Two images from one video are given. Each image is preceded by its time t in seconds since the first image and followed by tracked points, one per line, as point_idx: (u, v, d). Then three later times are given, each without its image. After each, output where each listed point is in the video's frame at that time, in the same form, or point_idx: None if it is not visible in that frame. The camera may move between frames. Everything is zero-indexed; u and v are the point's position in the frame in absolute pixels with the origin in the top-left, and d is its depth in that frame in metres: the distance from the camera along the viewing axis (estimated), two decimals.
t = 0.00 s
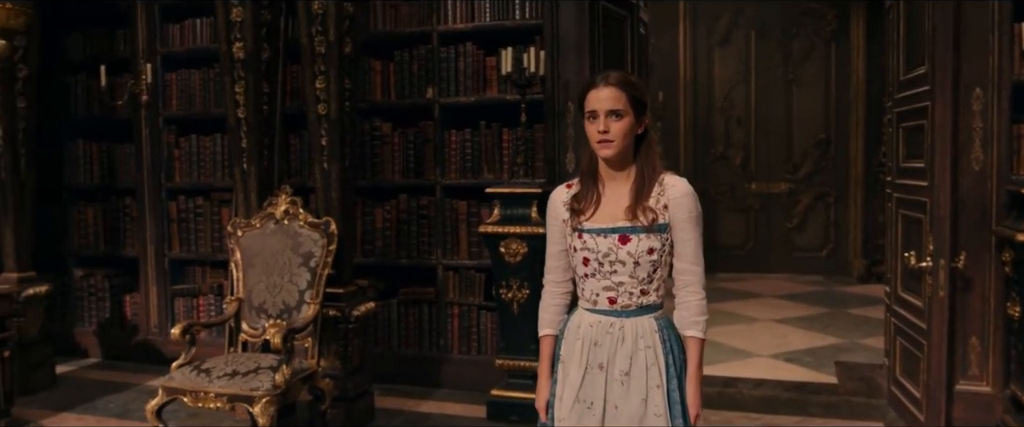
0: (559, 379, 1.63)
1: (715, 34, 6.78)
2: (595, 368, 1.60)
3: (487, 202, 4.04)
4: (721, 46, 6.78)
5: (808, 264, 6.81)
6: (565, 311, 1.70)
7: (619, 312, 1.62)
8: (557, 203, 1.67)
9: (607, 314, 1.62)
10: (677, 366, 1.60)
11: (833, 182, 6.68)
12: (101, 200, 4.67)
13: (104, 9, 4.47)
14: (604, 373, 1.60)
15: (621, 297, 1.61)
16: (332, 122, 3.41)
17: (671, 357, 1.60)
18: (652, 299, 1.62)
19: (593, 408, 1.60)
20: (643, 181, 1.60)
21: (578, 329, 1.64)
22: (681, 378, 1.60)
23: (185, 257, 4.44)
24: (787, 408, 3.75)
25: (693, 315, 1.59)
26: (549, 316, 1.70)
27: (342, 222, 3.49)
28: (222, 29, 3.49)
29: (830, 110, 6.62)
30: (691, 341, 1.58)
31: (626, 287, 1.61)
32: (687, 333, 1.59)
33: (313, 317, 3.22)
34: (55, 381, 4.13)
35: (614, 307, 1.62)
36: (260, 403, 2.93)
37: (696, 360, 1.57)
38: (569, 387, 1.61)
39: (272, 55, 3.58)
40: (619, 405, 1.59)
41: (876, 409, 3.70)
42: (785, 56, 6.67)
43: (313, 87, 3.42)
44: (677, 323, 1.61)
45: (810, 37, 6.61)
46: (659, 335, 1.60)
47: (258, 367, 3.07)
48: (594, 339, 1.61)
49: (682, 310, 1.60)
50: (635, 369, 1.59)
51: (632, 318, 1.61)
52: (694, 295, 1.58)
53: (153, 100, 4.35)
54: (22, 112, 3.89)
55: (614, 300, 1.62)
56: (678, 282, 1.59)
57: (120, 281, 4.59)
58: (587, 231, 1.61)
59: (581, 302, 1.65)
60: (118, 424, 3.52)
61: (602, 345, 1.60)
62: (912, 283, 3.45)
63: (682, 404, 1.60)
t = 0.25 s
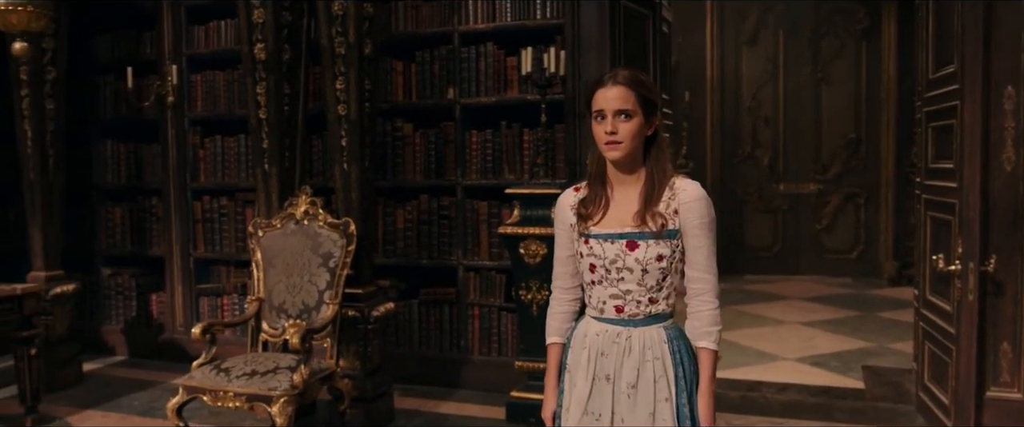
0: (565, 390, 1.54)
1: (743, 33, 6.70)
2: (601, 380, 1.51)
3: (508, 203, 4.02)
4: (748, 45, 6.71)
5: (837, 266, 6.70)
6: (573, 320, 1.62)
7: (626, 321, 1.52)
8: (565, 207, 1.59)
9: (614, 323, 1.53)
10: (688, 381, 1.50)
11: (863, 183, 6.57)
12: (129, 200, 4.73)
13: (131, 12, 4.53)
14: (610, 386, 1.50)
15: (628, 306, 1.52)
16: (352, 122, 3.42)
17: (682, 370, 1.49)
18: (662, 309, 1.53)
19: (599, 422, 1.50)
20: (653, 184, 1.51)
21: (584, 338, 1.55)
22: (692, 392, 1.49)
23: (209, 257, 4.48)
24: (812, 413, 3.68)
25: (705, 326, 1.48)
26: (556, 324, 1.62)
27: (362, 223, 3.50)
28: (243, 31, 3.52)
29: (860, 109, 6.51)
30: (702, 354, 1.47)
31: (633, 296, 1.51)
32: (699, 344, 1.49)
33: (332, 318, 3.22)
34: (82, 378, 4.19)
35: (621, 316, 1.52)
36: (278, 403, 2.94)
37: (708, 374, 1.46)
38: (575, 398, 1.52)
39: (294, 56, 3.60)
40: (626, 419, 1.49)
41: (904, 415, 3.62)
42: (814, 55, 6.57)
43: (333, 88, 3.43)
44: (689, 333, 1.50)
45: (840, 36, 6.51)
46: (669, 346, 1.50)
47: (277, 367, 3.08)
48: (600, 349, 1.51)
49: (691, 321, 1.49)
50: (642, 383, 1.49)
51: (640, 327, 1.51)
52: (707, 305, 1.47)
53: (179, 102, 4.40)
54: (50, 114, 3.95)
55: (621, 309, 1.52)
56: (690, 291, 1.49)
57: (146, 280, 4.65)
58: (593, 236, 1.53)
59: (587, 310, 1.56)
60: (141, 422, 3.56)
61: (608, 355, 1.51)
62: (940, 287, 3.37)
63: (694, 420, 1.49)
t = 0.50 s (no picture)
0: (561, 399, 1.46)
1: (769, 30, 6.61)
2: (599, 389, 1.43)
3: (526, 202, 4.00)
4: (774, 42, 6.62)
5: (866, 267, 6.59)
6: (572, 325, 1.54)
7: (626, 327, 1.44)
8: (564, 206, 1.52)
9: (613, 328, 1.44)
10: (691, 390, 1.41)
11: (892, 182, 6.44)
12: (153, 199, 4.78)
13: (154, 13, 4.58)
14: (609, 395, 1.42)
15: (628, 311, 1.43)
16: (368, 122, 3.42)
17: (685, 379, 1.41)
18: (665, 314, 1.44)
19: None
20: (655, 183, 1.44)
21: (582, 345, 1.47)
22: (695, 403, 1.41)
23: (231, 256, 4.52)
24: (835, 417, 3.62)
25: (709, 332, 1.39)
26: (554, 329, 1.54)
27: (378, 222, 3.50)
28: (261, 31, 3.53)
29: (890, 107, 6.38)
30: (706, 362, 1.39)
31: (633, 300, 1.43)
32: (704, 352, 1.40)
33: (348, 317, 3.23)
34: (106, 376, 4.24)
35: (620, 321, 1.44)
36: (292, 402, 2.95)
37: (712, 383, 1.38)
38: (571, 408, 1.44)
39: (311, 56, 3.61)
40: None
41: (929, 419, 3.54)
42: (842, 53, 6.46)
43: (350, 88, 3.43)
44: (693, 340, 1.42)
45: (869, 32, 6.39)
46: (671, 353, 1.42)
47: (292, 366, 3.09)
48: (598, 356, 1.43)
49: (696, 327, 1.41)
50: (643, 392, 1.40)
51: (640, 334, 1.43)
52: (712, 310, 1.39)
53: (200, 102, 4.43)
54: (74, 114, 4.00)
55: (621, 314, 1.44)
56: (694, 296, 1.41)
57: (170, 278, 4.70)
58: (592, 237, 1.46)
59: (586, 314, 1.48)
60: (161, 419, 3.59)
61: (607, 363, 1.43)
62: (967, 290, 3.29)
63: None
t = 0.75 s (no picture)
0: (557, 407, 1.41)
1: (802, 27, 6.51)
2: (596, 397, 1.37)
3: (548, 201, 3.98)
4: (807, 39, 6.51)
5: (901, 268, 6.44)
6: (569, 329, 1.48)
7: (624, 332, 1.38)
8: (560, 205, 1.46)
9: (611, 333, 1.39)
10: (692, 398, 1.35)
11: (929, 181, 6.28)
12: (182, 198, 4.84)
13: (182, 14, 4.63)
14: (606, 403, 1.36)
15: (626, 314, 1.38)
16: (388, 121, 3.42)
17: (686, 387, 1.35)
18: (665, 317, 1.38)
19: None
20: (655, 179, 1.38)
21: (578, 350, 1.41)
22: (697, 412, 1.35)
23: (257, 254, 4.56)
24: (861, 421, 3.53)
25: (713, 338, 1.33)
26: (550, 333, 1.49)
27: (397, 220, 3.50)
28: (283, 31, 3.56)
29: (926, 105, 6.21)
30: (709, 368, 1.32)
31: (632, 303, 1.37)
32: (707, 359, 1.33)
33: (366, 314, 3.24)
34: (134, 371, 4.31)
35: (618, 325, 1.38)
36: (309, 398, 2.96)
37: (715, 393, 1.31)
38: (567, 417, 1.38)
39: (332, 56, 3.62)
40: None
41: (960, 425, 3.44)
42: (876, 50, 6.32)
43: (370, 86, 3.44)
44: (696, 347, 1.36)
45: (905, 28, 6.24)
46: (672, 360, 1.36)
47: (311, 363, 3.11)
48: (595, 363, 1.38)
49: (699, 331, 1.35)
50: (641, 400, 1.35)
51: (639, 339, 1.37)
52: (717, 315, 1.33)
53: (227, 101, 4.48)
54: (103, 114, 4.07)
55: (619, 318, 1.38)
56: (698, 298, 1.35)
57: (198, 276, 4.76)
58: (589, 236, 1.40)
59: (582, 318, 1.42)
60: (185, 415, 3.63)
61: (604, 370, 1.37)
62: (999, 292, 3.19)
63: None
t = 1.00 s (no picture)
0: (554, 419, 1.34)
1: (842, 25, 6.37)
2: (594, 408, 1.30)
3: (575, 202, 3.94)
4: (848, 38, 6.37)
5: (946, 272, 6.25)
6: (566, 337, 1.41)
7: (624, 339, 1.31)
8: (557, 207, 1.40)
9: (610, 340, 1.32)
10: (695, 411, 1.28)
11: (975, 183, 6.09)
12: (218, 198, 4.92)
13: (217, 17, 4.70)
14: (604, 415, 1.29)
15: (626, 320, 1.31)
16: (414, 121, 3.44)
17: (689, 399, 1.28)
18: (667, 324, 1.31)
19: None
20: (655, 178, 1.31)
21: (576, 360, 1.34)
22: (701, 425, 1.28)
23: (289, 253, 4.61)
24: None
25: (717, 345, 1.25)
26: (547, 342, 1.42)
27: (422, 221, 3.51)
28: (311, 32, 3.59)
29: (972, 104, 6.02)
30: (713, 377, 1.24)
31: (631, 308, 1.30)
32: (710, 368, 1.25)
33: (390, 314, 3.24)
34: (169, 368, 4.39)
35: (617, 332, 1.31)
36: (332, 397, 2.98)
37: (719, 404, 1.23)
38: None
39: (359, 57, 3.65)
40: None
41: None
42: (920, 48, 6.15)
43: (395, 86, 3.45)
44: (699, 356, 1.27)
45: (950, 25, 6.06)
46: (674, 370, 1.29)
47: (334, 362, 3.13)
48: (594, 372, 1.31)
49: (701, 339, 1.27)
50: (641, 412, 1.27)
51: (639, 347, 1.30)
52: (720, 321, 1.24)
53: (260, 103, 4.54)
54: (140, 115, 4.16)
55: (618, 324, 1.31)
56: (699, 304, 1.27)
57: (233, 275, 4.82)
58: (587, 238, 1.33)
59: (580, 325, 1.35)
60: (214, 413, 3.68)
61: (603, 379, 1.30)
62: None
63: None
